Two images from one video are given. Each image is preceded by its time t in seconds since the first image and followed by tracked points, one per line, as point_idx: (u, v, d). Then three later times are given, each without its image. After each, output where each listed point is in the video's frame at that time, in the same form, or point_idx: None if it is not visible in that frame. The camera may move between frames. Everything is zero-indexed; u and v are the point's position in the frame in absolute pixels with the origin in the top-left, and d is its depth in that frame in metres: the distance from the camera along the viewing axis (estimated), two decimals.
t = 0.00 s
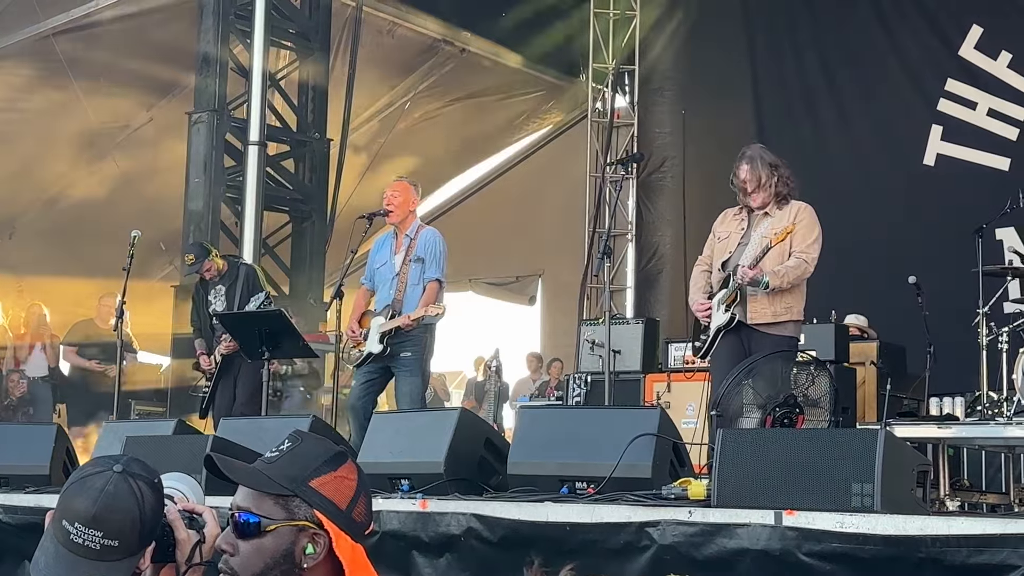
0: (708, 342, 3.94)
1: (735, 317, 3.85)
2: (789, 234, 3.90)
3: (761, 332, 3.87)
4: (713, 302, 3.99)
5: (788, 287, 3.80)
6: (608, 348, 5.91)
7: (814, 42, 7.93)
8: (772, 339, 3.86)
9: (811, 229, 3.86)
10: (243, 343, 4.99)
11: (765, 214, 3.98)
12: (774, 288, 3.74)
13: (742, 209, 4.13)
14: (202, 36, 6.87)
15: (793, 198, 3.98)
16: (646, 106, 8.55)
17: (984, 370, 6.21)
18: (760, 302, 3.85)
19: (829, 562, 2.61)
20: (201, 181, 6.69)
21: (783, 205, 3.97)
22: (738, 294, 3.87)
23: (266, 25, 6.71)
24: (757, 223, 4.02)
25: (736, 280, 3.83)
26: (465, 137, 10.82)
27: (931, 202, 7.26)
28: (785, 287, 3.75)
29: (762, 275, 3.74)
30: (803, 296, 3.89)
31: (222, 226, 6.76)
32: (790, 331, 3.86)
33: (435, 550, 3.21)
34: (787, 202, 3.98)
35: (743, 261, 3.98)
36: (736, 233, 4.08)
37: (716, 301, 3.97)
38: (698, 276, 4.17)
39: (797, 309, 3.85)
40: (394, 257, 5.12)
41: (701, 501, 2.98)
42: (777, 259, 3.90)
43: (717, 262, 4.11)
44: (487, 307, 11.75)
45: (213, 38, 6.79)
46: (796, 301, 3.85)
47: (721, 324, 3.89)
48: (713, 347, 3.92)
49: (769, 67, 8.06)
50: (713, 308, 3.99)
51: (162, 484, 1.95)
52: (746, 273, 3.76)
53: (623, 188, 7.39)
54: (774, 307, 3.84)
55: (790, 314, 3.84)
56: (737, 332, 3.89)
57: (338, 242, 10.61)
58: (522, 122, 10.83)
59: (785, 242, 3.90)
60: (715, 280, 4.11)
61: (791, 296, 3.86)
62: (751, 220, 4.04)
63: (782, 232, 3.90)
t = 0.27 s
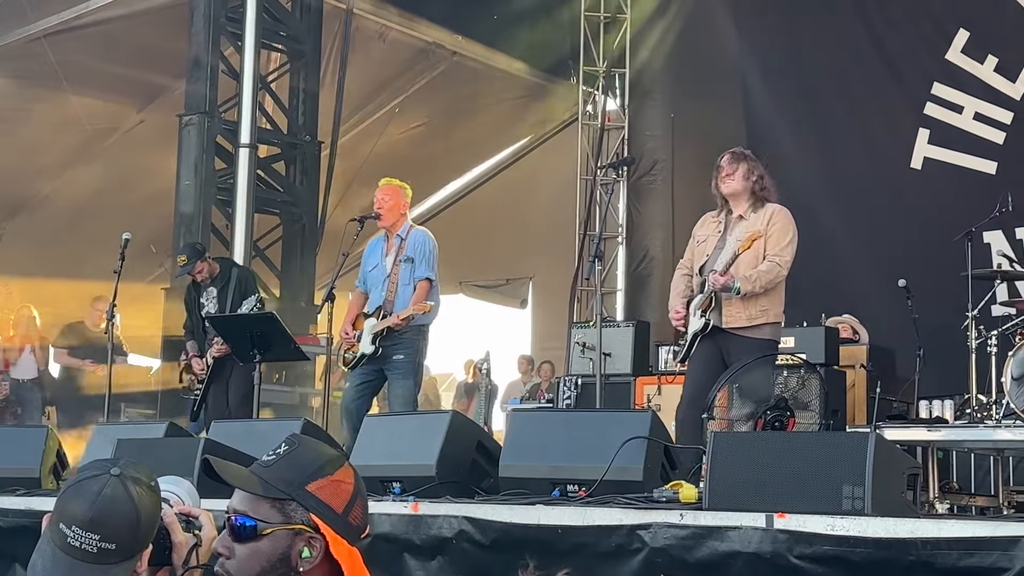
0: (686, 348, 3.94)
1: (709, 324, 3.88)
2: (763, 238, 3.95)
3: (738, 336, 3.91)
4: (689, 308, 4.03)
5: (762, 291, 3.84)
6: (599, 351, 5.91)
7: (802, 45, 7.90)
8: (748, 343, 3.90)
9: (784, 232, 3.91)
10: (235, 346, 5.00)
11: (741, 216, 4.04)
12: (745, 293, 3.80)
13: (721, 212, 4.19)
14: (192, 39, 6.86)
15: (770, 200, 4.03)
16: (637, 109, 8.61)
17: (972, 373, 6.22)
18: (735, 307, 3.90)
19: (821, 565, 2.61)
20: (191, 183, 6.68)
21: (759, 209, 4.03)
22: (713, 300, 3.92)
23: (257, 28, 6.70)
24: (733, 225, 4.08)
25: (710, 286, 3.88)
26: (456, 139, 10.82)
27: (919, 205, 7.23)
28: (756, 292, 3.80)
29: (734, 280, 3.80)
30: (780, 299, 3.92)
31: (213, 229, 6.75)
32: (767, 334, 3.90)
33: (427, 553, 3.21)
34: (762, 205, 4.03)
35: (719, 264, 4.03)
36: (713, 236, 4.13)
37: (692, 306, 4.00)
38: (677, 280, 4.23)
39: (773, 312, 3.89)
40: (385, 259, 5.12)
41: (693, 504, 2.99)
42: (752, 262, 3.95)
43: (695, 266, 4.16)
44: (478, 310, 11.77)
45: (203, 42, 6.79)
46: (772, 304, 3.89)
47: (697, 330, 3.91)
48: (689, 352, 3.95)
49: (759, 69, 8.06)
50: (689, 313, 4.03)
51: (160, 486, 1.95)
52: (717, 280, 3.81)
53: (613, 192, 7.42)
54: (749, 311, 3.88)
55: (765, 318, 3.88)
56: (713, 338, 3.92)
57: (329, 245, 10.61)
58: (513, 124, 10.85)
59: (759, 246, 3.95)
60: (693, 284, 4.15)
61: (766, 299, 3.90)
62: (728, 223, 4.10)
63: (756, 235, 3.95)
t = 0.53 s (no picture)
0: (661, 356, 4.10)
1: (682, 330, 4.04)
2: (732, 242, 4.14)
3: (714, 342, 4.05)
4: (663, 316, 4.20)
5: (733, 295, 3.99)
6: (597, 354, 5.91)
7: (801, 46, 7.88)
8: (724, 348, 4.04)
9: (751, 236, 4.09)
10: (232, 347, 5.01)
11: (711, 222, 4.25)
12: (717, 299, 3.96)
13: (693, 220, 4.40)
14: (191, 40, 6.86)
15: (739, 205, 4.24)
16: (634, 111, 8.62)
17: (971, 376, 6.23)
18: (707, 310, 4.03)
19: (820, 568, 2.62)
20: (190, 184, 6.68)
21: (727, 213, 4.24)
22: (686, 307, 4.06)
23: (256, 30, 6.70)
24: (705, 232, 4.29)
25: (681, 294, 4.04)
26: (453, 141, 10.82)
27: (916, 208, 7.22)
28: (727, 297, 3.96)
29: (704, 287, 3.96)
30: (754, 302, 4.06)
31: (211, 230, 6.74)
32: (741, 337, 4.02)
33: (426, 555, 3.21)
34: (731, 209, 4.24)
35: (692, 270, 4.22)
36: (686, 243, 4.34)
37: (666, 314, 4.17)
38: (655, 288, 4.42)
39: (746, 314, 4.03)
40: (382, 260, 5.13)
41: (693, 507, 2.99)
42: (723, 267, 4.14)
43: (671, 273, 4.36)
44: (475, 312, 11.77)
45: (202, 43, 6.79)
46: (744, 307, 4.03)
47: (670, 337, 4.08)
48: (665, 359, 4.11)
49: (758, 70, 8.05)
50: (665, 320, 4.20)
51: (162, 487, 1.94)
52: (688, 288, 3.96)
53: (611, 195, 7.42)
54: (721, 314, 4.01)
55: (739, 320, 4.01)
56: (688, 343, 4.09)
57: (326, 247, 10.61)
58: (511, 127, 10.86)
59: (728, 250, 4.14)
60: (669, 291, 4.34)
61: (739, 302, 4.03)
62: (700, 230, 4.31)
63: (725, 241, 4.16)
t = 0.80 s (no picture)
0: (633, 355, 4.14)
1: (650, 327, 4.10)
2: (695, 236, 4.22)
3: (680, 336, 4.11)
4: (633, 314, 4.27)
5: (696, 289, 4.06)
6: (593, 355, 5.92)
7: (799, 47, 7.87)
8: (690, 342, 4.09)
9: (715, 229, 4.16)
10: (230, 347, 5.02)
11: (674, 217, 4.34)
12: (679, 293, 4.03)
13: (659, 218, 4.49)
14: (189, 40, 6.86)
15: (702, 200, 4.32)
16: (633, 112, 8.69)
17: (968, 378, 6.23)
18: (670, 306, 4.10)
19: (815, 569, 2.61)
20: (188, 185, 6.69)
21: (691, 209, 4.33)
22: (652, 304, 4.14)
23: (254, 30, 6.69)
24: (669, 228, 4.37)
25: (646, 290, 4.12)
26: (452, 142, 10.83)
27: (913, 211, 7.21)
28: (689, 290, 4.03)
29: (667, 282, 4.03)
30: (717, 295, 4.12)
31: (209, 230, 6.74)
32: (707, 329, 4.09)
33: (422, 555, 3.21)
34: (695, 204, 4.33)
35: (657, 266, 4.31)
36: (651, 240, 4.44)
37: (636, 312, 4.25)
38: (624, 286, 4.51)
39: (708, 308, 4.09)
40: (381, 260, 5.13)
41: (688, 508, 3.00)
42: (686, 261, 4.21)
43: (637, 271, 4.44)
44: (472, 312, 11.79)
45: (200, 43, 6.79)
46: (707, 301, 4.09)
47: (641, 335, 4.13)
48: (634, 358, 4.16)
49: (757, 72, 8.05)
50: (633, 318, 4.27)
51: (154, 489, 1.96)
52: (652, 283, 4.04)
53: (610, 196, 7.42)
54: (683, 309, 4.08)
55: (702, 313, 4.08)
56: (656, 341, 4.14)
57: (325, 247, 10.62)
58: (509, 128, 10.89)
59: (691, 245, 4.21)
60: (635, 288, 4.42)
61: (701, 296, 4.10)
62: (664, 227, 4.40)
63: (688, 235, 4.23)
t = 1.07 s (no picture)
0: (622, 358, 4.15)
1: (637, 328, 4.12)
2: (675, 236, 4.27)
3: (667, 336, 4.14)
4: (620, 317, 4.22)
5: (681, 288, 4.10)
6: (592, 355, 5.92)
7: (799, 46, 7.84)
8: (678, 342, 4.12)
9: (695, 228, 4.21)
10: (228, 347, 5.03)
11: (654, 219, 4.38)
12: (665, 293, 4.07)
13: (635, 220, 4.52)
14: (189, 40, 6.87)
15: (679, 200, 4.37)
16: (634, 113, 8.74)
17: (966, 380, 6.23)
18: (655, 306, 4.14)
19: (811, 569, 2.62)
20: (187, 184, 6.69)
21: (670, 208, 4.37)
22: (637, 305, 4.18)
23: (253, 30, 6.69)
24: (649, 230, 4.41)
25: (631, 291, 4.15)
26: (452, 141, 10.84)
27: (912, 213, 7.21)
28: (676, 289, 4.07)
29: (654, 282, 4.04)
30: (700, 294, 4.17)
31: (208, 229, 6.74)
32: (692, 327, 4.12)
33: (419, 555, 3.22)
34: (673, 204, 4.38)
35: (640, 268, 4.34)
36: (631, 242, 4.46)
37: (621, 314, 4.25)
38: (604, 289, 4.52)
39: (693, 306, 4.13)
40: (381, 260, 5.13)
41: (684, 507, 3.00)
42: (668, 261, 4.26)
43: (618, 273, 4.46)
44: (472, 312, 11.78)
45: (200, 42, 6.80)
46: (691, 299, 4.14)
47: (629, 337, 4.12)
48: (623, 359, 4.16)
49: (756, 71, 8.04)
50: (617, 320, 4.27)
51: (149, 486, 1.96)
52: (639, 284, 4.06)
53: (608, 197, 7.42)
54: (669, 309, 4.12)
55: (688, 312, 4.12)
56: (643, 343, 4.16)
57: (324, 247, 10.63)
58: (509, 128, 10.90)
59: (672, 245, 4.26)
60: (618, 291, 4.45)
61: (685, 295, 4.15)
62: (643, 229, 4.43)
63: (669, 235, 4.28)
